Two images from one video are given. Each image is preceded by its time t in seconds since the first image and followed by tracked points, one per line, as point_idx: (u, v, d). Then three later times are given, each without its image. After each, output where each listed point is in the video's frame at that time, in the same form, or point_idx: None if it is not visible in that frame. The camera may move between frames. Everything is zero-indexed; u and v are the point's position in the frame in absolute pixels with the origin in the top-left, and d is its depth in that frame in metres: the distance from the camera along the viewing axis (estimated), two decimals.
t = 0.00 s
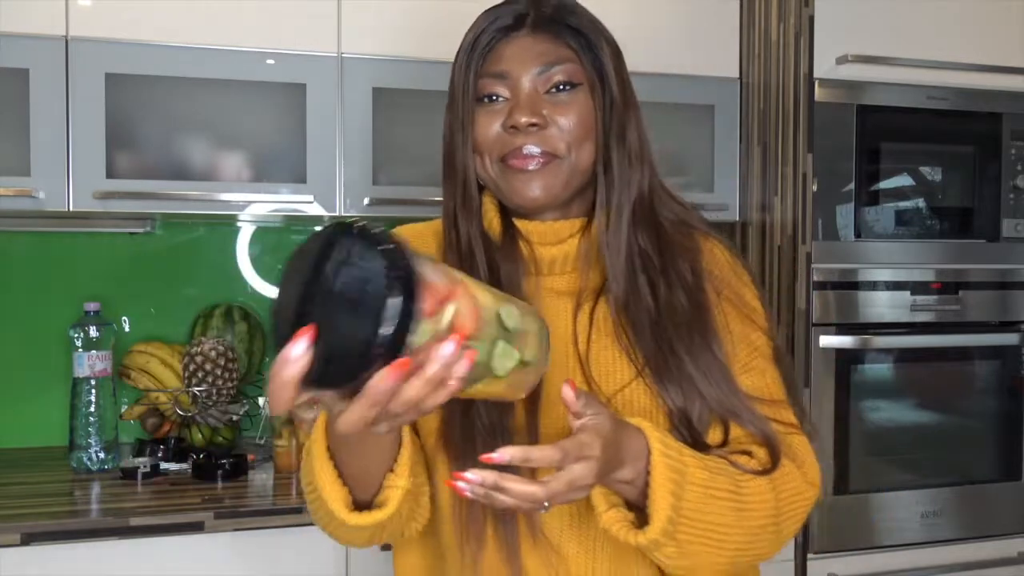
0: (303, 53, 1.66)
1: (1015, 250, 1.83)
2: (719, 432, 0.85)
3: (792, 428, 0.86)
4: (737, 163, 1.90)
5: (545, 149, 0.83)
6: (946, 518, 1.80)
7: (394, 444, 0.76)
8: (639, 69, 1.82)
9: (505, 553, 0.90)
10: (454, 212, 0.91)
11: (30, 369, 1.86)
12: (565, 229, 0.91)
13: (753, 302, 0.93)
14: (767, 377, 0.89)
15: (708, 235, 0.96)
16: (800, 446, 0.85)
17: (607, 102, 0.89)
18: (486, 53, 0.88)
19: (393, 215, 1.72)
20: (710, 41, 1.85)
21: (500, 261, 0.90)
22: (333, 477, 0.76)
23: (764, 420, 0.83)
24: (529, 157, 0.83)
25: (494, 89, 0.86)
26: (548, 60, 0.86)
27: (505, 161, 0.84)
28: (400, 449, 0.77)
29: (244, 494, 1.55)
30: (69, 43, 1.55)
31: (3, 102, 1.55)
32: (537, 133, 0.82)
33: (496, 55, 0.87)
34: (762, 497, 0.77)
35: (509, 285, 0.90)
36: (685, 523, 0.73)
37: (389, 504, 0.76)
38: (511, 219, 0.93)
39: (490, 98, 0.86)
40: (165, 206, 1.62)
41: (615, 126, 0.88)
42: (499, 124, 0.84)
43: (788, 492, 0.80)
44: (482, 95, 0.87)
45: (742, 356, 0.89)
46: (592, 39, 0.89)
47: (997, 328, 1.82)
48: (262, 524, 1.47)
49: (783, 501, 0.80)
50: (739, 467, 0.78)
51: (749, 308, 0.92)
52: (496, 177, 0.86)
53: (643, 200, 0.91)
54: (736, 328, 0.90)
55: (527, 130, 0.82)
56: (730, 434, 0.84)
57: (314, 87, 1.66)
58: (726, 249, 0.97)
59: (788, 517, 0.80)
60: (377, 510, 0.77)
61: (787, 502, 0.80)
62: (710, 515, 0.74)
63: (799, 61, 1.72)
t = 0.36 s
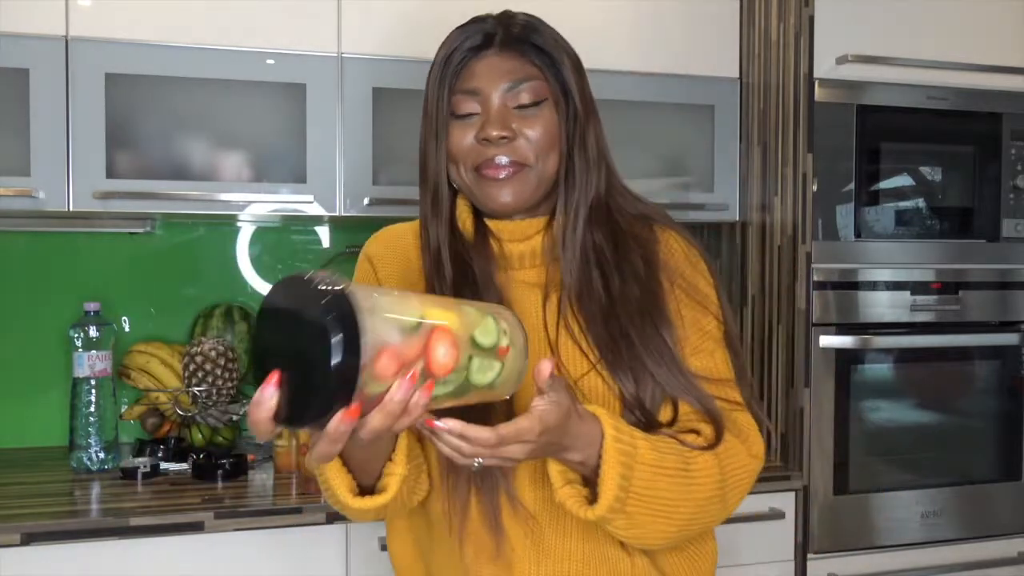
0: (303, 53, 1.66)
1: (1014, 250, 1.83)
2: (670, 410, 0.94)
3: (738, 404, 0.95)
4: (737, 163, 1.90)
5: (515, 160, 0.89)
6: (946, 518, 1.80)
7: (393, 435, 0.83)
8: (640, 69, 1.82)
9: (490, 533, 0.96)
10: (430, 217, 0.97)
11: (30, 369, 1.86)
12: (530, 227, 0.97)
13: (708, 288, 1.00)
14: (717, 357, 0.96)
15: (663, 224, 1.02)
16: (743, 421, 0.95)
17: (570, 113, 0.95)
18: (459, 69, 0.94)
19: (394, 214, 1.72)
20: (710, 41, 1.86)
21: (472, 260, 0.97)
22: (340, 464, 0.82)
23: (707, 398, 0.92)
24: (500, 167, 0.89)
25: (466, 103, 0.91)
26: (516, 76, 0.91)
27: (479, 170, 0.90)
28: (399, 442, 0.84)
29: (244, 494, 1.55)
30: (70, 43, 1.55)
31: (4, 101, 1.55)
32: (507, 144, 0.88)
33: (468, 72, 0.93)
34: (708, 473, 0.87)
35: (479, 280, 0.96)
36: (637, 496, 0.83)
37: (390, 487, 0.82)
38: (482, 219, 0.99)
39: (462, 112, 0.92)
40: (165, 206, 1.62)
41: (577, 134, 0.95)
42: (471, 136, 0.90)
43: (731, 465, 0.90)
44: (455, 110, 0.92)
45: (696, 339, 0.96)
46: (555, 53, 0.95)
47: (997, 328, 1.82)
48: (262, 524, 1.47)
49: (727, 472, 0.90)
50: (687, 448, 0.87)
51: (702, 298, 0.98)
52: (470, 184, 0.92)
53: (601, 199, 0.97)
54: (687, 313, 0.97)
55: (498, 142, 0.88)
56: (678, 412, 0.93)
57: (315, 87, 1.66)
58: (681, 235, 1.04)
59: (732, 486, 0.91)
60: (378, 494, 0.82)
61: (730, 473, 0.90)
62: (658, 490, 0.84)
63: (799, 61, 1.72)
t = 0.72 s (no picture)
0: (303, 53, 1.66)
1: (1015, 250, 1.83)
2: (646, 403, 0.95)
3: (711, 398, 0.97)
4: (737, 164, 1.90)
5: (503, 171, 0.93)
6: (946, 518, 1.80)
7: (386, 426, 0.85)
8: (640, 69, 1.82)
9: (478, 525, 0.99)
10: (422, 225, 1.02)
11: (30, 369, 1.86)
12: (516, 229, 1.01)
13: (686, 287, 1.00)
14: (692, 352, 0.97)
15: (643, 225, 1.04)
16: (716, 415, 0.96)
17: (553, 123, 0.99)
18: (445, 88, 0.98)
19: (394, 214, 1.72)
20: (710, 42, 1.86)
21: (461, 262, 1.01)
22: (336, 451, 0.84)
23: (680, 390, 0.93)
24: (490, 178, 0.93)
25: (453, 120, 0.95)
26: (499, 92, 0.95)
27: (470, 182, 0.94)
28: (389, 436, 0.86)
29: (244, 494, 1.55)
30: (70, 43, 1.55)
31: (4, 102, 1.55)
32: (495, 157, 0.93)
33: (454, 90, 0.97)
34: (684, 460, 0.88)
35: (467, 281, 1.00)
36: (618, 478, 0.82)
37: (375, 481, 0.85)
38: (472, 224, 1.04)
39: (450, 127, 0.96)
40: (165, 206, 1.62)
41: (559, 142, 0.99)
42: (460, 151, 0.94)
43: (705, 455, 0.91)
44: (444, 126, 0.96)
45: (671, 333, 0.97)
46: (535, 67, 0.99)
47: (998, 328, 1.82)
48: (262, 524, 1.47)
49: (701, 463, 0.90)
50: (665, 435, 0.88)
51: (681, 298, 0.99)
52: (462, 195, 0.96)
53: (582, 202, 1.00)
54: (662, 308, 0.98)
55: (486, 156, 0.92)
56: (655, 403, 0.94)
57: (315, 86, 1.66)
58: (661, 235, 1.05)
59: (705, 476, 0.91)
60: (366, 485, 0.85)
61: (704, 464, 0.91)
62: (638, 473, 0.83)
63: (799, 61, 1.72)
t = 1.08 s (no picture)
0: (303, 53, 1.66)
1: (1015, 250, 1.83)
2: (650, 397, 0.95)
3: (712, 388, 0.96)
4: (737, 164, 1.90)
5: (507, 169, 0.94)
6: (946, 518, 1.80)
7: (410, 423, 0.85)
8: (641, 69, 1.82)
9: (493, 519, 0.98)
10: (427, 226, 1.02)
11: (30, 369, 1.86)
12: (523, 230, 1.01)
13: (686, 282, 1.01)
14: (693, 344, 0.97)
15: (644, 223, 1.05)
16: (718, 404, 0.95)
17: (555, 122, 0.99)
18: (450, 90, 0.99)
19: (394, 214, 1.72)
20: (710, 42, 1.86)
21: (470, 262, 1.01)
22: (357, 451, 0.84)
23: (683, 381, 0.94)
24: (494, 177, 0.93)
25: (457, 120, 0.96)
26: (502, 92, 0.96)
27: (475, 181, 0.95)
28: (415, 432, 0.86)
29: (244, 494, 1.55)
30: (70, 43, 1.55)
31: (4, 101, 1.55)
32: (499, 155, 0.93)
33: (458, 91, 0.98)
34: (682, 442, 0.88)
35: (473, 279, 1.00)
36: (617, 454, 0.84)
37: (404, 477, 0.84)
38: (479, 223, 1.03)
39: (455, 128, 0.96)
40: (165, 206, 1.62)
41: (562, 141, 0.99)
42: (465, 150, 0.94)
43: (707, 442, 0.91)
44: (449, 127, 0.97)
45: (672, 324, 0.97)
46: (537, 69, 0.99)
47: (998, 328, 1.82)
48: (262, 524, 1.46)
49: (702, 449, 0.90)
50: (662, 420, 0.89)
51: (682, 291, 1.00)
52: (467, 194, 0.96)
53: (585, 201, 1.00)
54: (663, 301, 0.99)
55: (490, 154, 0.92)
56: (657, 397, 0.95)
57: (315, 86, 1.66)
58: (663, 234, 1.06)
59: (706, 462, 0.91)
60: (393, 484, 0.85)
61: (706, 451, 0.91)
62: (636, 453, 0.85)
63: (799, 61, 1.72)
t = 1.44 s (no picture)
0: (303, 53, 1.66)
1: (1015, 250, 1.83)
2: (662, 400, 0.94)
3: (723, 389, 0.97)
4: (736, 163, 1.90)
5: (513, 167, 0.93)
6: (946, 518, 1.80)
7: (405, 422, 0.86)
8: (641, 69, 1.82)
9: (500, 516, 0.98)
10: (430, 222, 1.01)
11: (30, 369, 1.86)
12: (530, 229, 1.01)
13: (691, 284, 1.03)
14: (705, 348, 0.99)
15: (650, 225, 1.05)
16: (730, 408, 0.95)
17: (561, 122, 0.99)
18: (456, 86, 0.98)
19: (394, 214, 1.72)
20: (709, 42, 1.86)
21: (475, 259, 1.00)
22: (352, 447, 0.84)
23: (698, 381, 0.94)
24: (499, 175, 0.93)
25: (464, 118, 0.95)
26: (508, 90, 0.95)
27: (480, 178, 0.94)
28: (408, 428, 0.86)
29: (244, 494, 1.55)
30: (70, 43, 1.55)
31: (4, 101, 1.55)
32: (505, 153, 0.93)
33: (464, 89, 0.97)
34: (705, 446, 0.89)
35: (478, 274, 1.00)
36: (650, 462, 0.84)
37: (398, 472, 0.84)
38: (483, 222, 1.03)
39: (461, 125, 0.96)
40: (165, 206, 1.62)
41: (569, 141, 0.98)
42: (471, 147, 0.94)
43: (724, 447, 0.92)
44: (455, 123, 0.96)
45: (682, 327, 0.98)
46: (544, 68, 0.99)
47: (998, 328, 1.82)
48: (262, 524, 1.47)
49: (720, 455, 0.92)
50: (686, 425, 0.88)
51: (688, 293, 1.01)
52: (472, 191, 0.96)
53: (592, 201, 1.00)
54: (673, 304, 1.00)
55: (497, 152, 0.92)
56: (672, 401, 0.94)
57: (315, 86, 1.66)
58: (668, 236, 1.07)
59: (723, 465, 0.92)
60: (390, 477, 0.85)
61: (722, 453, 0.92)
62: (666, 459, 0.85)
63: (799, 61, 1.72)
